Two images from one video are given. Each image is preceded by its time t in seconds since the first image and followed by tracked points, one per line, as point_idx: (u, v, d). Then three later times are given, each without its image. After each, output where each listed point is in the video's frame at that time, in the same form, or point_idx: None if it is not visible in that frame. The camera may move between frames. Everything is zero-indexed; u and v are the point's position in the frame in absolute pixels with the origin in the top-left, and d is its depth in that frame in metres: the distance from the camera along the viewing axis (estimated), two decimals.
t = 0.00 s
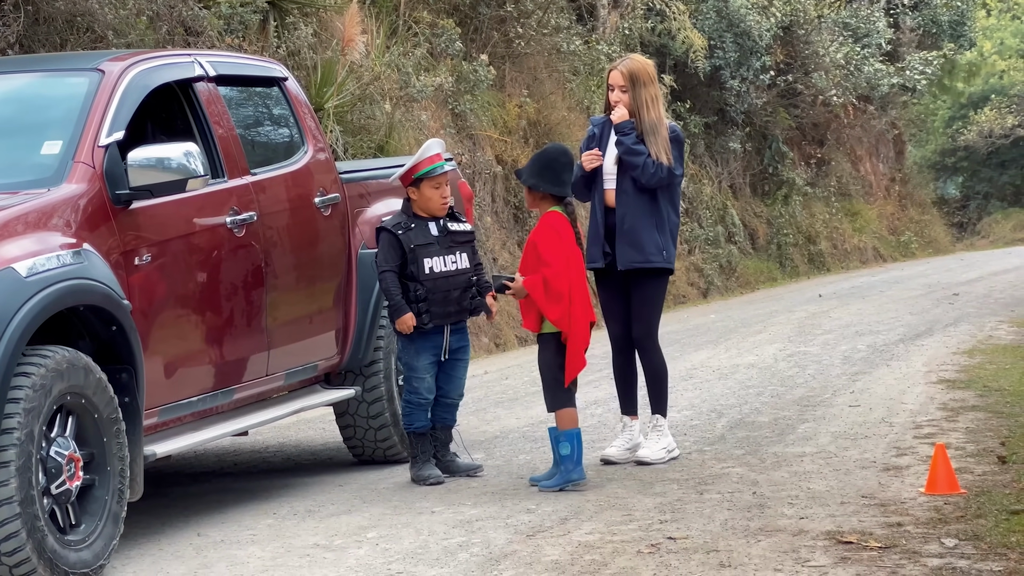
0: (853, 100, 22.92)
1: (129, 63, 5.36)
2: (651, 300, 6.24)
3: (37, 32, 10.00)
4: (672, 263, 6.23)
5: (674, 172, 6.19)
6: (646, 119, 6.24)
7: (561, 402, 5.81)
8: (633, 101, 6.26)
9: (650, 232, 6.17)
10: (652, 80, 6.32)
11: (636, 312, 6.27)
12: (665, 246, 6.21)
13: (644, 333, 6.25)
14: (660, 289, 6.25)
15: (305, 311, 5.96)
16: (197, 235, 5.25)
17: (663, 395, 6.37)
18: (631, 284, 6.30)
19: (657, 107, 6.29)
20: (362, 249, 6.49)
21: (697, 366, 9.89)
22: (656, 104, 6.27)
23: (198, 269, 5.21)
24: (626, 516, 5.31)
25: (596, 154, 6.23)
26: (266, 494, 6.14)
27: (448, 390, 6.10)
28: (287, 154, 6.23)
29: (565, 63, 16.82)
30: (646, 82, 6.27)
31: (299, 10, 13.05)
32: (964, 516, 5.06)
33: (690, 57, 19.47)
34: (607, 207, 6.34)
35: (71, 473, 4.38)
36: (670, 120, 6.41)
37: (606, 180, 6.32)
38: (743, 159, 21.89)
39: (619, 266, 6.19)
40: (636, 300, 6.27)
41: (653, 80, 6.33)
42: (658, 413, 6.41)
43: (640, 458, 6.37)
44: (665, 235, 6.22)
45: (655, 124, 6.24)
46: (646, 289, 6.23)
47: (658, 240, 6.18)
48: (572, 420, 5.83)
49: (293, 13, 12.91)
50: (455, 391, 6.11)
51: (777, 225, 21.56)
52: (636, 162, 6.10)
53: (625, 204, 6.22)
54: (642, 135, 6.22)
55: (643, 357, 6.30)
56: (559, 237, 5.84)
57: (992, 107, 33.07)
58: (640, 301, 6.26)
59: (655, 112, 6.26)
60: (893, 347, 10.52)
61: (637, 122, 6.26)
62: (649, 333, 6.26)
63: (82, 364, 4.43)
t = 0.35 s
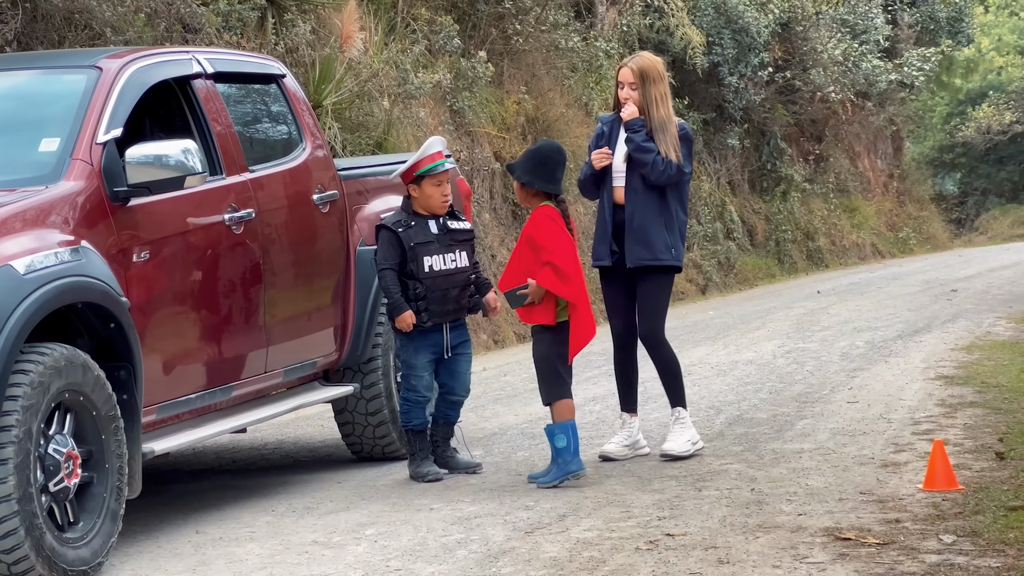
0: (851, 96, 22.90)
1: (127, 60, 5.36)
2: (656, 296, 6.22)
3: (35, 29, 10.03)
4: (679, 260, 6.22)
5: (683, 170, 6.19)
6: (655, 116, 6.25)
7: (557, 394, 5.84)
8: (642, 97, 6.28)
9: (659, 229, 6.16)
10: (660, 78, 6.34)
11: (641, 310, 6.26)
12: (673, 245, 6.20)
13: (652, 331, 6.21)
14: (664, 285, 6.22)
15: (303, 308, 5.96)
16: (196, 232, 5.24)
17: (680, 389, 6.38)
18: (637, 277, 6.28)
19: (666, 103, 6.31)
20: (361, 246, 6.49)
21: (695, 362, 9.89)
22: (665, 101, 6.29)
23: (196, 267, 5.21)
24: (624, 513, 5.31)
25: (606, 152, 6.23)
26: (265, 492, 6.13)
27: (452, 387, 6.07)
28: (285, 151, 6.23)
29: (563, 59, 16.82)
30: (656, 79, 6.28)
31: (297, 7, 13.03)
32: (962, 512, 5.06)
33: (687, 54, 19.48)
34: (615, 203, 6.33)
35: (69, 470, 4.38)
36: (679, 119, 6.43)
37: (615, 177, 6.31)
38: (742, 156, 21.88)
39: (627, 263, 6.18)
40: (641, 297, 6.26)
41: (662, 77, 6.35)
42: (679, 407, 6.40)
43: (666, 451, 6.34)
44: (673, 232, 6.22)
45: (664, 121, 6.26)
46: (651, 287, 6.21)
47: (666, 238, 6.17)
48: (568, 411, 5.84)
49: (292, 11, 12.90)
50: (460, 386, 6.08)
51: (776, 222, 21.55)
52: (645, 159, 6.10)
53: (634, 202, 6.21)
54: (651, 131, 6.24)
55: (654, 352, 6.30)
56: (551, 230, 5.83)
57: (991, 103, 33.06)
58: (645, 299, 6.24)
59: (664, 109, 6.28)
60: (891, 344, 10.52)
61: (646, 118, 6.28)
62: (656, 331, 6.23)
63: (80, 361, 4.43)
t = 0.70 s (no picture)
0: (850, 93, 22.88)
1: (125, 56, 5.35)
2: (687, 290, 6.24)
3: (34, 24, 10.00)
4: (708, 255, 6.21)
5: (713, 166, 6.17)
6: (682, 111, 6.24)
7: (557, 391, 5.83)
8: (668, 92, 6.28)
9: (689, 225, 6.15)
10: (689, 73, 6.32)
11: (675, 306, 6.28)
12: (702, 240, 6.19)
13: (690, 327, 6.23)
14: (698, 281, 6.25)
15: (301, 304, 5.96)
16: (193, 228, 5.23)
17: (711, 388, 6.34)
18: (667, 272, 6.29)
19: (694, 99, 6.29)
20: (360, 242, 6.48)
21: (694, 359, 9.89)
22: (692, 96, 6.27)
23: (193, 263, 5.20)
24: (623, 509, 5.32)
25: (632, 147, 6.27)
26: (264, 487, 6.13)
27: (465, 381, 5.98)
28: (284, 148, 6.22)
29: (562, 56, 16.81)
30: (682, 74, 6.27)
31: (296, 4, 13.03)
32: (961, 509, 5.06)
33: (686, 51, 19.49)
34: (642, 198, 6.32)
35: (68, 466, 4.37)
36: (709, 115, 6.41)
37: (642, 172, 6.33)
38: (741, 152, 21.89)
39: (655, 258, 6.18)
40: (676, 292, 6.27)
41: (691, 73, 6.33)
42: (707, 407, 6.36)
43: (696, 449, 6.30)
44: (701, 228, 6.21)
45: (691, 116, 6.24)
46: (688, 282, 6.23)
47: (693, 233, 6.16)
48: (569, 407, 5.86)
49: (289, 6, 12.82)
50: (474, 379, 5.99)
51: (775, 218, 21.52)
52: (676, 155, 6.08)
53: (662, 197, 6.20)
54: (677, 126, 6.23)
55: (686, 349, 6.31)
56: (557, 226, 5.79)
57: (990, 100, 33.04)
58: (681, 292, 6.26)
59: (691, 105, 6.26)
60: (890, 340, 10.52)
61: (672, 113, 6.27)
62: (691, 328, 6.24)
63: (78, 357, 4.43)
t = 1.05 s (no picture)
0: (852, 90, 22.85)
1: (128, 51, 5.35)
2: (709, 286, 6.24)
3: (35, 19, 9.93)
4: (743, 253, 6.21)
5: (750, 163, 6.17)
6: (714, 105, 6.20)
7: (559, 389, 5.80)
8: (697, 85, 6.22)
9: (725, 223, 6.15)
10: (719, 64, 6.26)
11: (700, 301, 6.28)
12: (737, 238, 6.19)
13: (709, 321, 6.26)
14: (721, 281, 6.25)
15: (303, 300, 5.96)
16: (195, 223, 5.23)
17: (721, 382, 6.34)
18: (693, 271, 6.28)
19: (724, 91, 6.24)
20: (361, 238, 6.48)
21: (696, 356, 9.89)
22: (723, 89, 6.22)
23: (195, 259, 5.20)
24: (624, 506, 5.31)
25: (661, 143, 6.26)
26: (265, 483, 6.14)
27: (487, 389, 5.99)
28: (286, 143, 6.22)
29: (564, 52, 16.79)
30: (711, 67, 6.20)
31: None
32: (962, 507, 5.06)
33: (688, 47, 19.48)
34: (676, 193, 6.31)
35: (69, 461, 4.37)
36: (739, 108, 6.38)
37: (674, 166, 6.31)
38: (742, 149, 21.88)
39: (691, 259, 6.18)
40: (699, 289, 6.27)
41: (721, 64, 6.27)
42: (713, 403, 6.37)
43: (697, 446, 6.30)
44: (737, 225, 6.20)
45: (722, 109, 6.21)
46: (711, 281, 6.23)
47: (728, 232, 6.16)
48: (574, 406, 5.83)
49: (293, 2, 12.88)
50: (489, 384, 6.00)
51: (776, 215, 21.47)
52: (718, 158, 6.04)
53: (698, 195, 6.19)
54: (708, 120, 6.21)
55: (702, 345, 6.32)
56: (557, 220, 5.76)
57: (992, 98, 33.00)
58: (703, 290, 6.27)
59: (722, 98, 6.22)
60: (892, 338, 10.51)
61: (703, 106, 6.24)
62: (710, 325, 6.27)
63: (81, 352, 4.42)
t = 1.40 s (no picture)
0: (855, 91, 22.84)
1: (131, 50, 5.35)
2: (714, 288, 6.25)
3: (39, 18, 9.91)
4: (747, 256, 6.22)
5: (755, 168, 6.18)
6: (717, 107, 6.19)
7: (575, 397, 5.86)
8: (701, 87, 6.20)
9: (728, 226, 6.17)
10: (724, 66, 6.23)
11: (706, 301, 6.29)
12: (740, 241, 6.20)
13: (713, 323, 6.28)
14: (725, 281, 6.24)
15: (305, 300, 5.96)
16: (197, 223, 5.23)
17: (724, 381, 6.37)
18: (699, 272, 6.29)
19: (729, 93, 6.22)
20: (363, 238, 6.48)
21: (697, 357, 9.88)
22: (727, 92, 6.19)
23: (197, 259, 5.20)
24: (625, 507, 5.31)
25: (666, 145, 6.24)
26: (267, 482, 6.14)
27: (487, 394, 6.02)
28: (289, 143, 6.22)
29: (567, 53, 16.79)
30: (717, 69, 6.17)
31: None
32: (964, 508, 5.06)
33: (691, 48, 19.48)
34: (680, 194, 6.31)
35: (71, 460, 4.38)
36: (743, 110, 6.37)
37: (678, 168, 6.31)
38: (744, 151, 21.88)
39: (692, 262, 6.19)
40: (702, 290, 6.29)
41: (726, 66, 6.23)
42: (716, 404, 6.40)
43: (700, 447, 6.33)
44: (741, 229, 6.21)
45: (725, 112, 6.20)
46: (715, 283, 6.23)
47: (731, 235, 6.17)
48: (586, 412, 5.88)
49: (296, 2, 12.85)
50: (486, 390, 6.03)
51: (778, 217, 21.46)
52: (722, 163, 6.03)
53: (701, 199, 6.19)
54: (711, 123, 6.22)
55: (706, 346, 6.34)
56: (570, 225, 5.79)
57: (994, 100, 32.98)
58: (707, 292, 6.27)
59: (727, 101, 6.20)
60: (893, 340, 10.51)
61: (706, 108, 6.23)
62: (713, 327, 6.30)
63: (83, 351, 4.43)
